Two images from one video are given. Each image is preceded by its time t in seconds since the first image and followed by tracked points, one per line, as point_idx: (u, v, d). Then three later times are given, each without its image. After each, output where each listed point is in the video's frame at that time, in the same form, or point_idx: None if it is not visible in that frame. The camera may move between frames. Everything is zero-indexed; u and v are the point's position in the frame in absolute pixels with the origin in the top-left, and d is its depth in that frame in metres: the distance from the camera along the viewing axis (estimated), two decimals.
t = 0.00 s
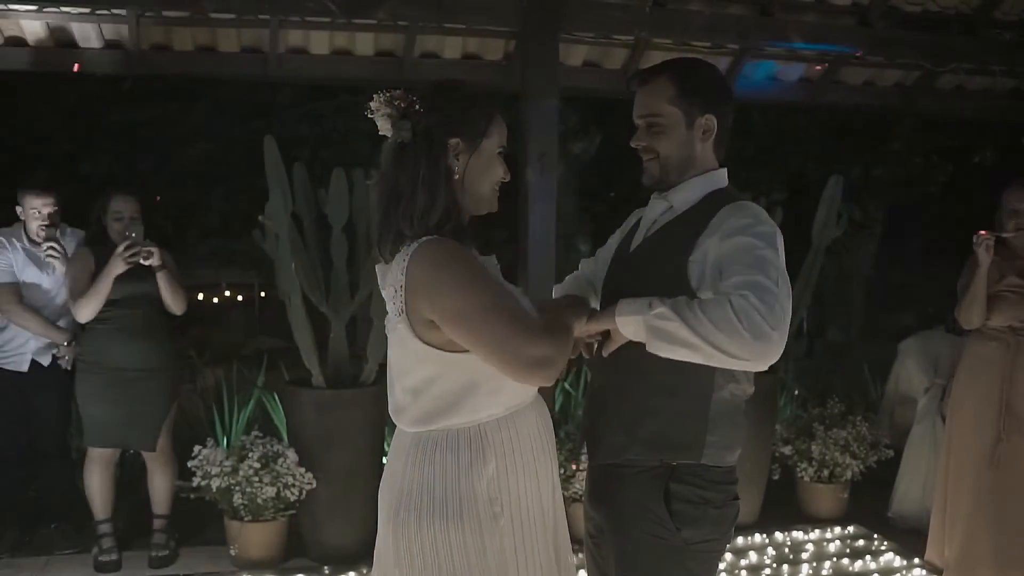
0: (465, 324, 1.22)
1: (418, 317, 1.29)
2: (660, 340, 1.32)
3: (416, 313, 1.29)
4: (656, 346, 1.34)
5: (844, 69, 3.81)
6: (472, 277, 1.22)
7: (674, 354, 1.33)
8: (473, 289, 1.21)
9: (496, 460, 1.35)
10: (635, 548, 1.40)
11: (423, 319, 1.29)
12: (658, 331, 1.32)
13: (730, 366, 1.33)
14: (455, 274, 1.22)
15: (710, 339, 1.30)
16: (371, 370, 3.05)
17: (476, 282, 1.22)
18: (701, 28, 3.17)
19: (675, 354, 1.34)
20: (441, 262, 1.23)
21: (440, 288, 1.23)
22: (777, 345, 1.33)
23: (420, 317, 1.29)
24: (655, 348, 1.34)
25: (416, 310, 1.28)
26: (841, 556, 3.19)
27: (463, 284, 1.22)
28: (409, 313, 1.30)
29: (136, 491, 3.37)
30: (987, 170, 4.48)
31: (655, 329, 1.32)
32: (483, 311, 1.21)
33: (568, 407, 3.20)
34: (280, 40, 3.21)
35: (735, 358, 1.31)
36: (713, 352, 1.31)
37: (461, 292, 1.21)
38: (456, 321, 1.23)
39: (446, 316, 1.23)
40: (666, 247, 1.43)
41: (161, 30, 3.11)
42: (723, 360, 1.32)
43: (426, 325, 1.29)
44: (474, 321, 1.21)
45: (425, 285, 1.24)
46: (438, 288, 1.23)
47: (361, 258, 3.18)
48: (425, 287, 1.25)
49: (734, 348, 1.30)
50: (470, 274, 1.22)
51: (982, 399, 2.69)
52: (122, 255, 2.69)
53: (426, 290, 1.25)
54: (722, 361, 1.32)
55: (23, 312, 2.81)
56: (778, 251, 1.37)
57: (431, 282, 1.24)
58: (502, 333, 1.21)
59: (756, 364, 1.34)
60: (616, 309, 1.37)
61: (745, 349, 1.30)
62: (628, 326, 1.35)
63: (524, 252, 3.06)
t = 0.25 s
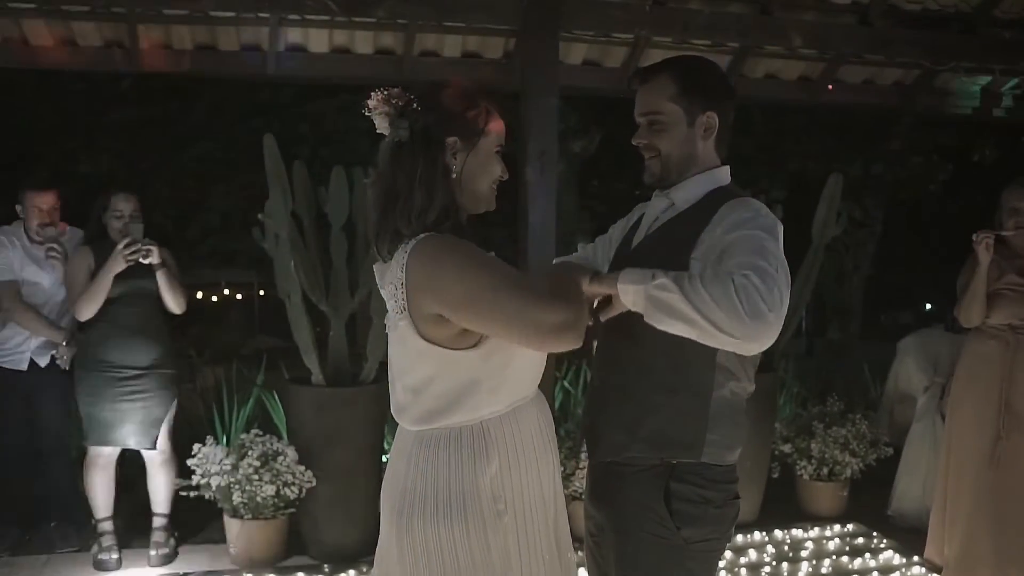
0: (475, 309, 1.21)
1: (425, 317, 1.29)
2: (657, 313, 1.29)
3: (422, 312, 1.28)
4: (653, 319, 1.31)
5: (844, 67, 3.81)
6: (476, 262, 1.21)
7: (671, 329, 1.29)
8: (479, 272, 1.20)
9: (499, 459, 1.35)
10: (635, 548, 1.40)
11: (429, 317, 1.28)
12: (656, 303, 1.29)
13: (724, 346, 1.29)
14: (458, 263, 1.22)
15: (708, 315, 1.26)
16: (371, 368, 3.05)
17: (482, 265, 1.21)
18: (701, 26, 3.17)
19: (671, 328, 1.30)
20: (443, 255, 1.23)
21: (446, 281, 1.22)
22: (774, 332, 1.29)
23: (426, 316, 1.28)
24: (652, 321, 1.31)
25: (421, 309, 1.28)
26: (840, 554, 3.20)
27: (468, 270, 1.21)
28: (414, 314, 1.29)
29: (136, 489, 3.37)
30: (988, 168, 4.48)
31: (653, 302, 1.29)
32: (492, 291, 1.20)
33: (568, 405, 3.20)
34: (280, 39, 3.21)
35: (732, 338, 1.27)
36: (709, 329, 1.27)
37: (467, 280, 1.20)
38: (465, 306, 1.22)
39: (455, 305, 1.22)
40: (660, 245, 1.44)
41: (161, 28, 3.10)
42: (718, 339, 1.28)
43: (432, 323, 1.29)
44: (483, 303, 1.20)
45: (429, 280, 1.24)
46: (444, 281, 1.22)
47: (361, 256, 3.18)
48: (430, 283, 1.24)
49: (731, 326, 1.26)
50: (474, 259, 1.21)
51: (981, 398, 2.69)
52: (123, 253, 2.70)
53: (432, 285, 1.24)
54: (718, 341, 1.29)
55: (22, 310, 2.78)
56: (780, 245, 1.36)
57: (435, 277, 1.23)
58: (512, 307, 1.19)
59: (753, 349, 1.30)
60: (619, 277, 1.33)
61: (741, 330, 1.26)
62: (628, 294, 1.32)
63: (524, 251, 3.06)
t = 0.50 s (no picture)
0: (487, 290, 1.21)
1: (430, 315, 1.28)
2: (655, 281, 1.29)
3: (425, 308, 1.28)
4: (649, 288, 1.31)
5: (843, 66, 3.81)
6: (483, 246, 1.22)
7: (666, 299, 1.29)
8: (487, 253, 1.21)
9: (501, 457, 1.35)
10: (634, 548, 1.39)
11: (434, 313, 1.28)
12: (655, 273, 1.29)
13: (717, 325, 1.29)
14: (464, 248, 1.23)
15: (703, 290, 1.26)
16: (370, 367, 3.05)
17: (489, 247, 1.22)
18: (701, 25, 3.17)
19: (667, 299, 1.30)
20: (448, 244, 1.23)
21: (453, 268, 1.22)
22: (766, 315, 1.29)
23: (430, 312, 1.28)
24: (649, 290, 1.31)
25: (425, 306, 1.28)
26: (840, 553, 3.20)
27: (475, 252, 1.22)
28: (417, 312, 1.29)
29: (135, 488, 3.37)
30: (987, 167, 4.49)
31: (653, 271, 1.29)
32: (503, 270, 1.21)
33: (567, 405, 3.20)
34: (279, 37, 3.21)
35: (727, 316, 1.27)
36: (705, 305, 1.26)
37: (476, 263, 1.21)
38: (473, 289, 1.22)
39: (462, 289, 1.23)
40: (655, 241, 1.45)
41: (160, 27, 3.10)
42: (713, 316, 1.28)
43: (436, 319, 1.29)
44: (494, 282, 1.21)
45: (434, 270, 1.24)
46: (451, 268, 1.23)
47: (361, 256, 3.18)
48: (435, 274, 1.24)
49: (727, 304, 1.25)
50: (480, 242, 1.22)
51: (980, 397, 2.69)
52: (122, 250, 2.70)
53: (438, 273, 1.24)
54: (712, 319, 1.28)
55: (24, 311, 2.78)
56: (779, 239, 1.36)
57: (440, 266, 1.23)
58: (523, 282, 1.21)
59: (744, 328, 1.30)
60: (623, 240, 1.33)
61: (735, 309, 1.26)
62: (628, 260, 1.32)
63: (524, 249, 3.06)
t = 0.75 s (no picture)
0: (485, 274, 1.19)
1: (431, 313, 1.27)
2: (646, 245, 1.29)
3: (425, 305, 1.27)
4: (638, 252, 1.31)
5: (837, 66, 3.82)
6: (480, 232, 1.20)
7: (653, 262, 1.29)
8: (484, 237, 1.19)
9: (499, 456, 1.34)
10: (629, 548, 1.38)
11: (433, 308, 1.26)
12: (647, 238, 1.29)
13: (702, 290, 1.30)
14: (461, 235, 1.21)
15: (693, 253, 1.27)
16: (365, 367, 3.05)
17: (486, 231, 1.20)
18: (695, 25, 3.17)
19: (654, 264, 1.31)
20: (446, 237, 1.22)
21: (451, 258, 1.21)
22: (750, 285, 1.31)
23: (430, 309, 1.27)
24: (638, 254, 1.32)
25: (426, 304, 1.27)
26: (834, 552, 3.21)
27: (472, 237, 1.20)
28: (417, 310, 1.28)
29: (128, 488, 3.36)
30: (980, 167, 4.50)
31: (643, 236, 1.29)
32: (499, 252, 1.18)
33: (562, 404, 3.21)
34: (273, 37, 3.20)
35: (715, 281, 1.27)
36: (694, 269, 1.27)
37: (473, 251, 1.19)
38: (471, 274, 1.20)
39: (460, 277, 1.21)
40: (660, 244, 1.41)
41: (153, 26, 3.09)
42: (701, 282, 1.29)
43: (436, 315, 1.27)
44: (490, 265, 1.18)
45: (433, 264, 1.23)
46: (449, 261, 1.21)
47: (355, 256, 3.17)
48: (434, 266, 1.23)
49: (717, 270, 1.26)
50: (478, 229, 1.20)
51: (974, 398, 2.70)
52: (116, 252, 2.69)
53: (437, 266, 1.22)
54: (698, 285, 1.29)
55: (16, 312, 2.73)
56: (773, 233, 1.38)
57: (438, 258, 1.22)
58: (520, 260, 1.17)
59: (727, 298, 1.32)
60: (619, 203, 1.35)
61: (723, 275, 1.27)
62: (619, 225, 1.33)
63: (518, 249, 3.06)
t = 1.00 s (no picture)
0: (487, 263, 1.16)
1: (436, 311, 1.25)
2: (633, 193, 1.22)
3: (429, 302, 1.24)
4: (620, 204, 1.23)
5: (833, 67, 3.82)
6: (477, 220, 1.17)
7: (642, 221, 1.22)
8: (482, 224, 1.15)
9: (502, 455, 1.33)
10: (627, 550, 1.37)
11: (438, 305, 1.24)
12: (634, 189, 1.22)
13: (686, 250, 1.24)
14: (460, 225, 1.18)
15: (682, 211, 1.22)
16: (361, 368, 3.05)
17: (484, 217, 1.16)
18: (691, 26, 3.17)
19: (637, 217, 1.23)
20: (446, 233, 1.19)
21: (452, 252, 1.18)
22: (734, 254, 1.26)
23: (435, 308, 1.25)
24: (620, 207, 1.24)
25: (431, 304, 1.24)
26: (830, 553, 3.21)
27: (471, 224, 1.17)
28: (421, 312, 1.26)
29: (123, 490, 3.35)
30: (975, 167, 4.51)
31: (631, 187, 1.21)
32: (500, 235, 1.14)
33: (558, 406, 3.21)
34: (268, 38, 3.20)
35: (701, 240, 1.23)
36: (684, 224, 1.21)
37: (474, 240, 1.16)
38: (473, 263, 1.17)
39: (462, 269, 1.18)
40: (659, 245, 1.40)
41: (149, 27, 3.08)
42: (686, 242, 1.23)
43: (441, 312, 1.25)
44: (492, 250, 1.15)
45: (434, 261, 1.20)
46: (450, 255, 1.18)
47: (351, 257, 3.17)
48: (436, 263, 1.20)
49: (706, 228, 1.22)
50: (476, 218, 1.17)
51: (970, 398, 2.70)
52: (112, 252, 2.67)
53: (439, 262, 1.19)
54: (682, 244, 1.23)
55: (13, 313, 2.76)
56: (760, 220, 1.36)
57: (440, 255, 1.19)
58: (520, 243, 1.14)
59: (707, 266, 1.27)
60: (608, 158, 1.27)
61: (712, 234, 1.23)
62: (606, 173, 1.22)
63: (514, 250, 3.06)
